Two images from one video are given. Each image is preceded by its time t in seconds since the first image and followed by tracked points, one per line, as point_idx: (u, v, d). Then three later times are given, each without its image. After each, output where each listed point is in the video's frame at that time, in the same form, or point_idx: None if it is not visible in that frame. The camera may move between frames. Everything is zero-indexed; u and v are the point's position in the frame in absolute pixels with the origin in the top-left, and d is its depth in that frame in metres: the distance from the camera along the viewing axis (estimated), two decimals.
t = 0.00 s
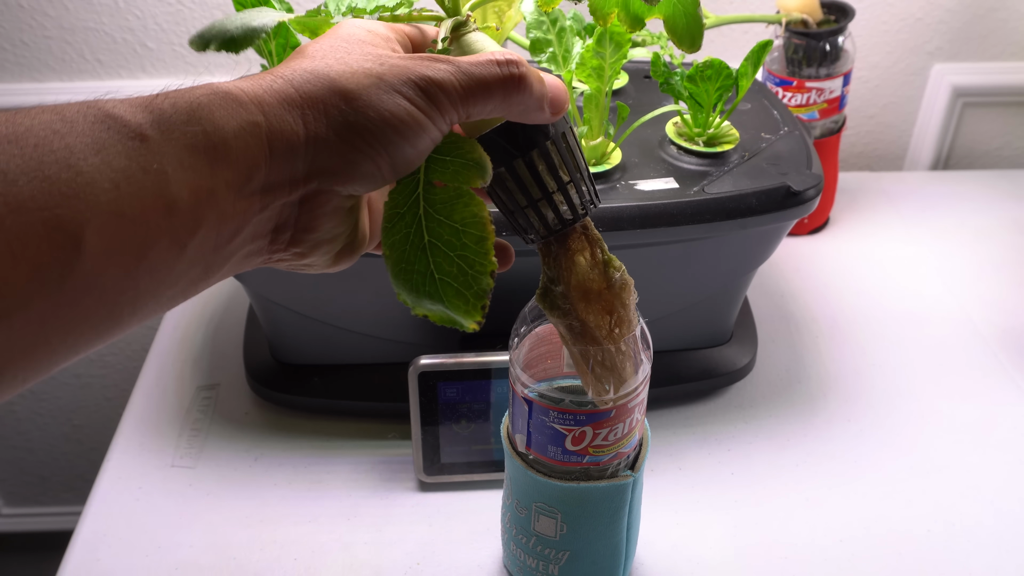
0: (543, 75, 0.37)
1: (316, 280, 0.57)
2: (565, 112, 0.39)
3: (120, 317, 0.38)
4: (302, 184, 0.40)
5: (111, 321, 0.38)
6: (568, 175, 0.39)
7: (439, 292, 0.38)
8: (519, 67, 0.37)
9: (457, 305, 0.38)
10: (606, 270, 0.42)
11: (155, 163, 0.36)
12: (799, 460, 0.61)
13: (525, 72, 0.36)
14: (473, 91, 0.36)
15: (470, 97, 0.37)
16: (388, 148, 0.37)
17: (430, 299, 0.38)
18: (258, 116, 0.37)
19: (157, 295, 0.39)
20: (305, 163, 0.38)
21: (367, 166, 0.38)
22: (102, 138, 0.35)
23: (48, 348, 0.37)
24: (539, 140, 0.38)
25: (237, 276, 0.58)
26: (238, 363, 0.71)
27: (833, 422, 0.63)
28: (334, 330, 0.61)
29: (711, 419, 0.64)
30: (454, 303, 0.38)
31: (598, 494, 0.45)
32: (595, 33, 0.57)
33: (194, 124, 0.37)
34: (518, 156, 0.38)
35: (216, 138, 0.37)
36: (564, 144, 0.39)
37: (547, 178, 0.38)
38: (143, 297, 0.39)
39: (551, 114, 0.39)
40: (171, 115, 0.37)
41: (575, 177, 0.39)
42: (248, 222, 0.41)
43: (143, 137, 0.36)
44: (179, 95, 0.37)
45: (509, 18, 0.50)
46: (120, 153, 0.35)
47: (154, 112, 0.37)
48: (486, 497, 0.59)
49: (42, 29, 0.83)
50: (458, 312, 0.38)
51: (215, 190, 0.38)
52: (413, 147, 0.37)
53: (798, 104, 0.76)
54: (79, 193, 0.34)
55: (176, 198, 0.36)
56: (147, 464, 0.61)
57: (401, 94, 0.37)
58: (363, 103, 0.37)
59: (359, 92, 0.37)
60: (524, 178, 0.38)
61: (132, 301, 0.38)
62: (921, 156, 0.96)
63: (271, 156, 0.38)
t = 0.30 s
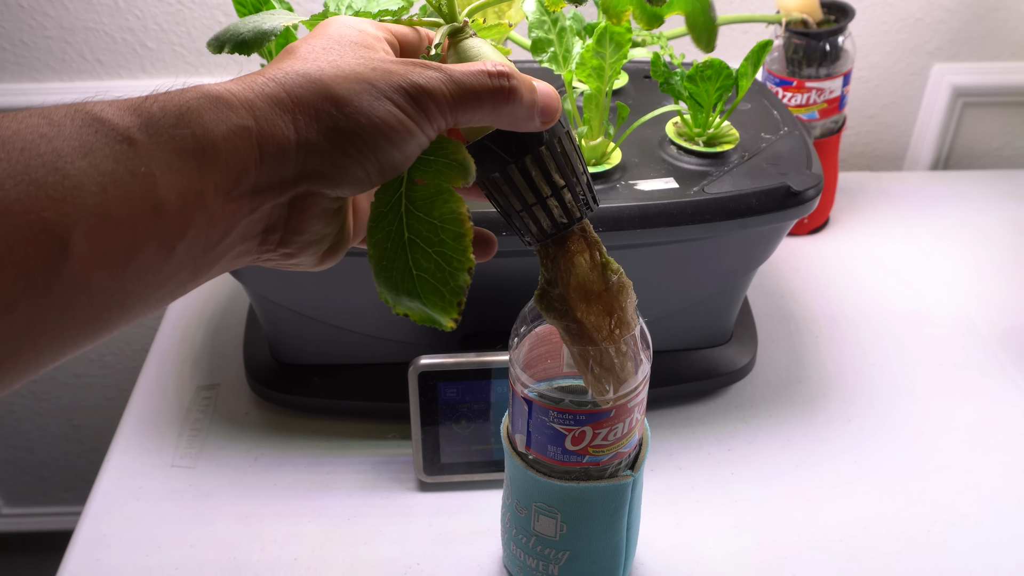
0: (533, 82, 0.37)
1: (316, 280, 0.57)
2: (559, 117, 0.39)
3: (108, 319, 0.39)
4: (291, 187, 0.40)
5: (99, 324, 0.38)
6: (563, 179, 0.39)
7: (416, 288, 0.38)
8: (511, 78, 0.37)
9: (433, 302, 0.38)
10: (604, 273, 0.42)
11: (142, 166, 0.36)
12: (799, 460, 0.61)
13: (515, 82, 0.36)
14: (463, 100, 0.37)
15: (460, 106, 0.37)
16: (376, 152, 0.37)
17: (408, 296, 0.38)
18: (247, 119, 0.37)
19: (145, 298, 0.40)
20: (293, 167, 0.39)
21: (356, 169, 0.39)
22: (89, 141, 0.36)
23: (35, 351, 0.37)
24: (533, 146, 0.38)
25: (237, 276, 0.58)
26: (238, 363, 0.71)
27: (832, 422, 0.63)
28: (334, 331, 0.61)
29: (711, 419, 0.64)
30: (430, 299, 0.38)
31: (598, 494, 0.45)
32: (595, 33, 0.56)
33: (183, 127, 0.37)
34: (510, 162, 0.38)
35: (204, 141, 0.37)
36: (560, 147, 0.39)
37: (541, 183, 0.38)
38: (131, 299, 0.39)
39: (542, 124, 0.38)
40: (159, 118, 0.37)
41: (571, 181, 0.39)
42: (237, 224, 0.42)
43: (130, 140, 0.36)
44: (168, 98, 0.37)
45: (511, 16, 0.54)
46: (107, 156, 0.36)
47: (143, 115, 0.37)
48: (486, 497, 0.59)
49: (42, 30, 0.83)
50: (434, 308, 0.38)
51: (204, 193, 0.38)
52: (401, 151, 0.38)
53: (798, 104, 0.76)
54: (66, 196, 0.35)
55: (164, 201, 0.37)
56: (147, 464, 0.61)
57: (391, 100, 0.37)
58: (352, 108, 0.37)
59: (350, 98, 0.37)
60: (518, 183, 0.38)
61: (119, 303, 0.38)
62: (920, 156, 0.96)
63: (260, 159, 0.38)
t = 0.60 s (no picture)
0: (524, 92, 0.36)
1: (316, 280, 0.57)
2: (547, 131, 0.37)
3: (92, 315, 0.39)
4: (275, 185, 0.41)
5: (83, 319, 0.39)
6: (554, 188, 0.38)
7: (369, 285, 0.40)
8: (500, 90, 0.36)
9: (382, 300, 0.39)
10: (598, 278, 0.42)
11: (125, 163, 0.36)
12: (799, 460, 0.61)
13: (502, 92, 0.36)
14: (450, 107, 0.37)
15: (445, 112, 0.37)
16: (360, 155, 0.38)
17: (362, 294, 0.40)
18: (232, 118, 0.37)
19: (129, 294, 0.40)
20: (277, 165, 0.39)
21: (340, 170, 0.39)
22: (73, 138, 0.36)
23: (19, 345, 0.38)
24: (521, 154, 0.37)
25: (238, 277, 0.58)
26: (238, 363, 0.71)
27: (832, 422, 0.63)
28: (335, 331, 0.61)
29: (711, 419, 0.64)
30: (379, 298, 0.39)
31: (598, 494, 0.45)
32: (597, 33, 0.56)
33: (167, 125, 0.37)
34: (499, 169, 0.38)
35: (188, 139, 0.37)
36: (554, 156, 0.38)
37: (530, 191, 0.38)
38: (115, 295, 0.39)
39: (529, 136, 0.36)
40: (144, 115, 0.37)
41: (562, 190, 0.38)
42: (220, 220, 0.42)
43: (114, 138, 0.36)
44: (152, 94, 0.37)
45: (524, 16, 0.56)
46: (90, 153, 0.36)
47: (126, 112, 0.37)
48: (487, 497, 0.59)
49: (42, 30, 0.83)
50: (382, 306, 0.39)
51: (187, 191, 0.38)
52: (384, 154, 0.38)
53: (798, 104, 0.76)
54: (49, 193, 0.35)
55: (147, 199, 0.37)
56: (147, 464, 0.61)
57: (378, 103, 0.37)
58: (336, 112, 0.37)
59: (336, 100, 0.37)
60: (507, 189, 0.38)
61: (104, 299, 0.39)
62: (920, 156, 0.96)
63: (245, 158, 0.38)
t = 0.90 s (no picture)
0: (504, 106, 0.36)
1: (316, 280, 0.57)
2: (526, 146, 0.37)
3: (68, 304, 0.40)
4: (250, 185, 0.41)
5: (58, 308, 0.40)
6: (532, 204, 0.38)
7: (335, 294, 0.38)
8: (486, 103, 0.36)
9: (341, 308, 0.38)
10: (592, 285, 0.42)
11: (98, 159, 0.37)
12: (799, 460, 0.61)
13: (481, 100, 0.36)
14: (428, 113, 0.37)
15: (423, 118, 0.37)
16: (335, 158, 0.38)
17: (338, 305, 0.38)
18: (204, 116, 0.38)
19: (104, 287, 0.41)
20: (250, 164, 0.39)
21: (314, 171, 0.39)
22: (48, 133, 0.38)
23: None
24: (501, 168, 0.38)
25: (237, 277, 0.58)
26: (238, 363, 0.71)
27: (832, 422, 0.63)
28: (335, 331, 0.61)
29: (711, 419, 0.64)
30: (339, 305, 0.38)
31: (597, 494, 0.45)
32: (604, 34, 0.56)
33: (140, 121, 0.38)
34: (483, 179, 0.39)
35: (161, 136, 0.38)
36: (537, 172, 0.38)
37: (510, 203, 0.39)
38: (91, 287, 0.40)
39: (505, 151, 0.36)
40: (118, 111, 0.38)
41: (542, 206, 0.38)
42: (196, 217, 0.42)
43: (88, 133, 0.37)
44: (128, 91, 0.38)
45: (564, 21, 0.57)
46: (65, 148, 0.37)
47: (102, 108, 0.38)
48: (487, 497, 0.59)
49: (42, 30, 0.83)
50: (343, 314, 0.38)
51: (161, 187, 0.39)
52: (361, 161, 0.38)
53: (798, 104, 0.76)
54: (23, 185, 0.36)
55: (120, 194, 0.38)
56: (148, 464, 0.61)
57: (353, 107, 0.37)
58: (311, 116, 0.37)
59: (310, 103, 0.37)
60: (499, 195, 0.39)
61: (78, 291, 0.40)
62: (920, 156, 0.96)
63: (217, 156, 0.39)
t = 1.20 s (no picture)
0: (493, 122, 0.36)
1: (316, 280, 0.57)
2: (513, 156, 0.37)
3: (60, 309, 0.40)
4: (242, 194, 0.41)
5: (51, 313, 0.40)
6: (519, 217, 0.39)
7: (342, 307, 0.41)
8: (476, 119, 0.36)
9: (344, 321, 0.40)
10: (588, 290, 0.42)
11: (91, 167, 0.38)
12: (799, 460, 0.61)
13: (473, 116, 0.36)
14: (417, 126, 0.37)
15: (412, 129, 0.37)
16: (327, 168, 0.38)
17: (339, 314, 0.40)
18: (195, 126, 0.38)
19: (96, 292, 0.41)
20: (239, 173, 0.40)
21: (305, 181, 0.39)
22: (42, 141, 0.38)
23: None
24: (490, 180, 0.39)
25: (238, 277, 0.58)
26: (238, 363, 0.71)
27: (832, 422, 0.63)
28: (334, 331, 0.61)
29: (711, 419, 0.64)
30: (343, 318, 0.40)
31: (597, 494, 0.45)
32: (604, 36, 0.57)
33: (131, 131, 0.38)
34: (476, 189, 0.40)
35: (152, 145, 0.38)
36: (522, 187, 0.38)
37: (501, 214, 0.39)
38: (83, 292, 0.41)
39: (493, 163, 0.36)
40: (110, 120, 0.38)
41: (528, 220, 0.39)
42: (188, 226, 0.43)
43: (81, 141, 0.38)
44: (120, 100, 0.39)
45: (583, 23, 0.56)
46: (58, 156, 0.37)
47: (94, 117, 0.38)
48: (487, 497, 0.59)
49: (42, 29, 0.83)
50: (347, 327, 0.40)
51: (151, 195, 0.39)
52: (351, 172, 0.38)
53: (798, 104, 0.76)
54: (16, 193, 0.37)
55: (112, 202, 0.38)
56: (148, 464, 0.61)
57: (343, 119, 0.37)
58: (298, 128, 0.37)
59: (299, 115, 0.37)
60: (491, 205, 0.40)
61: (71, 296, 0.40)
62: (921, 156, 0.96)
63: (207, 165, 0.39)
